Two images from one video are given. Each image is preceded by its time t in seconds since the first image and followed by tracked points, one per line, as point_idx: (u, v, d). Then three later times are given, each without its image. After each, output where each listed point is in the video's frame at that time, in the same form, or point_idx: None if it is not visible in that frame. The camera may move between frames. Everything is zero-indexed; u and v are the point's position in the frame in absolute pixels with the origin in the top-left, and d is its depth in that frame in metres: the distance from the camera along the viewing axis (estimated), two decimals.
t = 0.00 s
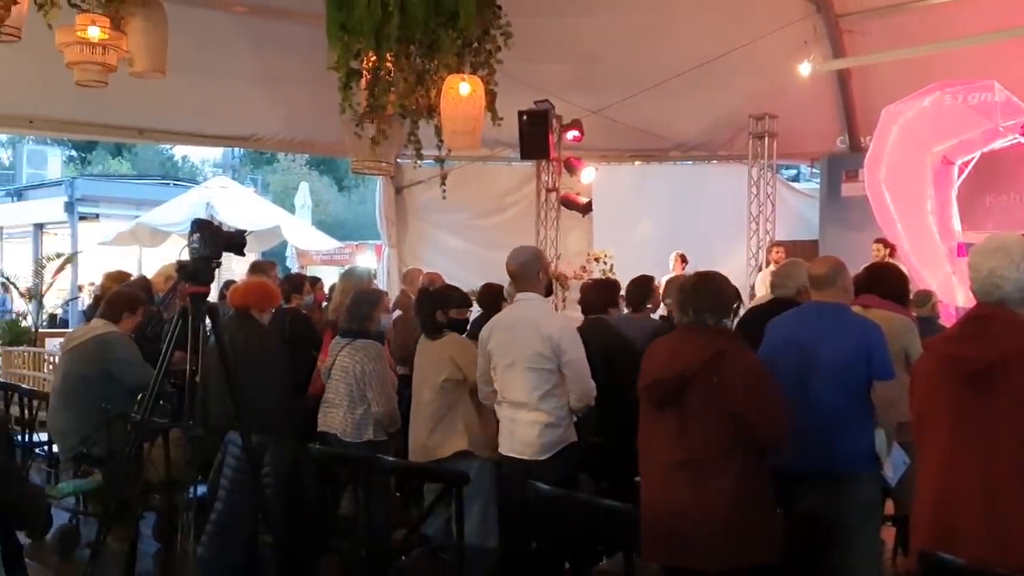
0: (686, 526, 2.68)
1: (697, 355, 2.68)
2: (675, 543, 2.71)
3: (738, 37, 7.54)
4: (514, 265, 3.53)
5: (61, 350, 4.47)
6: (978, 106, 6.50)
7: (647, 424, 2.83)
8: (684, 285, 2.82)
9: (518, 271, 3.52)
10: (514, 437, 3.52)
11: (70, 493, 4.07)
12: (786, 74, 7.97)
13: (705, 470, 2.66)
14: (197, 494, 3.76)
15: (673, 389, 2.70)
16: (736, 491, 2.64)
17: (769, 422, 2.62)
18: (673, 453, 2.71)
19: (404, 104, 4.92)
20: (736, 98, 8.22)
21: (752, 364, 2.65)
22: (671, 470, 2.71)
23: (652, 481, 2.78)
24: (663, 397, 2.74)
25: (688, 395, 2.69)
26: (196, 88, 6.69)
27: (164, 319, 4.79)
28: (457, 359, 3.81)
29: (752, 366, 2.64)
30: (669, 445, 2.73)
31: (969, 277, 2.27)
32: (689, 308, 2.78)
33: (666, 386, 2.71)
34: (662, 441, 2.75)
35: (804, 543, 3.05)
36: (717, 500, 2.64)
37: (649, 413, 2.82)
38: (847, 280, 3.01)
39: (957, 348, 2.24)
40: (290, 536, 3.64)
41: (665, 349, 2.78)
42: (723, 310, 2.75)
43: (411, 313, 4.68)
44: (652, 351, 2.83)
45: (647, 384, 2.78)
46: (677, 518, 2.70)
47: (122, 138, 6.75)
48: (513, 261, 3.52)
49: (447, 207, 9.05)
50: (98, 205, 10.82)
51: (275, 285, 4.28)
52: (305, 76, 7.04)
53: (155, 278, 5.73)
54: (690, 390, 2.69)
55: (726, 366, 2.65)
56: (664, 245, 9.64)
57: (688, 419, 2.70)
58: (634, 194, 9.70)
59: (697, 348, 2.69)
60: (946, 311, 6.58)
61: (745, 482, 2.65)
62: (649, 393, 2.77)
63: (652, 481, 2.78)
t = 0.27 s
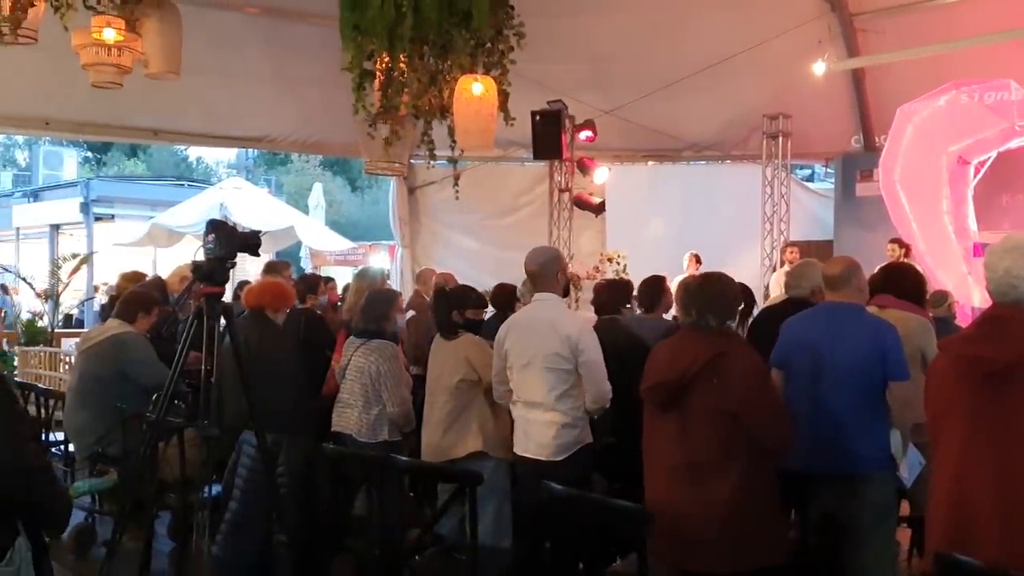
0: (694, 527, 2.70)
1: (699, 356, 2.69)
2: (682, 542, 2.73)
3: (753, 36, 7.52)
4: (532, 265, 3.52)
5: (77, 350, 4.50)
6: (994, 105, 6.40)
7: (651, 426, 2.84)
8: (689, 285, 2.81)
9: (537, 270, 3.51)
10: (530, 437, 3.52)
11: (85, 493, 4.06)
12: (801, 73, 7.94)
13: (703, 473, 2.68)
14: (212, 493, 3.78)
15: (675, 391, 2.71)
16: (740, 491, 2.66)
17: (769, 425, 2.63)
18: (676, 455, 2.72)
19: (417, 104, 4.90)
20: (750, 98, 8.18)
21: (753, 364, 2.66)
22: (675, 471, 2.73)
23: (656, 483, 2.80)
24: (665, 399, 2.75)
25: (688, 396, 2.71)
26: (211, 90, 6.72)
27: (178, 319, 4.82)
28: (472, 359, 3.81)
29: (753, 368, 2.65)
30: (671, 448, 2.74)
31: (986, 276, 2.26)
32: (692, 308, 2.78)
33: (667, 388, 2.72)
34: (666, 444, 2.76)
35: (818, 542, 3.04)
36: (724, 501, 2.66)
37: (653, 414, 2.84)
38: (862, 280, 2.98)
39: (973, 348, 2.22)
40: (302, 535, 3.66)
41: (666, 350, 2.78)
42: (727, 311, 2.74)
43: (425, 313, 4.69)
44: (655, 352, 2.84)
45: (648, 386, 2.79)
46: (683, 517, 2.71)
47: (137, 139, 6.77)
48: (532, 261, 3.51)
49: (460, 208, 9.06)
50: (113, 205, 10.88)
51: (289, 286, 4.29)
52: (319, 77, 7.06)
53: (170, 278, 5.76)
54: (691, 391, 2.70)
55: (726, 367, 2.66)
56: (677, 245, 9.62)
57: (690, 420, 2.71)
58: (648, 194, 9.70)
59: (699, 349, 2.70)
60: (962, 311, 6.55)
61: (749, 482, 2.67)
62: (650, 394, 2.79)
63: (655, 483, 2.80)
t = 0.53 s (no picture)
0: (708, 529, 2.68)
1: (710, 358, 2.68)
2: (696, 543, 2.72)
3: (765, 35, 7.50)
4: (546, 263, 3.52)
5: (92, 349, 4.53)
6: (1008, 104, 6.32)
7: (663, 429, 2.84)
8: (699, 287, 2.79)
9: (551, 269, 3.51)
10: (541, 436, 3.52)
11: (101, 489, 4.02)
12: (814, 73, 7.91)
13: (715, 477, 2.67)
14: (224, 493, 3.80)
15: (685, 395, 2.71)
16: (753, 494, 2.64)
17: (779, 427, 2.62)
18: (687, 458, 2.71)
19: (430, 105, 4.91)
20: (763, 97, 8.16)
21: (763, 365, 2.65)
22: (687, 475, 2.72)
23: (669, 484, 2.79)
24: (676, 403, 2.74)
25: (700, 400, 2.70)
26: (224, 91, 6.75)
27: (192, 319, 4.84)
28: (484, 359, 3.81)
29: (764, 370, 2.64)
30: (684, 452, 2.73)
31: (1001, 274, 2.22)
32: (703, 310, 2.76)
33: (678, 391, 2.71)
34: (678, 448, 2.75)
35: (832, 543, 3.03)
36: (737, 503, 2.64)
37: (664, 417, 2.83)
38: (876, 280, 2.97)
39: (987, 348, 2.22)
40: (315, 535, 3.68)
41: (677, 353, 2.77)
42: (736, 312, 2.73)
43: (437, 312, 4.69)
44: (665, 356, 2.83)
45: (659, 390, 2.78)
46: (696, 520, 2.70)
47: (152, 140, 6.81)
48: (546, 260, 3.50)
49: (472, 208, 9.07)
50: (127, 206, 10.93)
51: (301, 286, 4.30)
52: (332, 77, 7.08)
53: (184, 279, 5.78)
54: (702, 394, 2.69)
55: (737, 369, 2.65)
56: (690, 245, 9.60)
57: (701, 424, 2.70)
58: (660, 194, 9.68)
59: (710, 352, 2.69)
60: (976, 311, 6.52)
61: (762, 483, 2.65)
62: (661, 398, 2.78)
63: (668, 486, 2.79)
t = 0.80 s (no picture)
0: (726, 532, 2.66)
1: (728, 362, 2.66)
2: (714, 545, 2.68)
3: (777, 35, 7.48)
4: (557, 263, 3.51)
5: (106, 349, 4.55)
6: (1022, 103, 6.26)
7: (680, 433, 2.82)
8: (718, 287, 2.78)
9: (562, 269, 3.51)
10: (550, 435, 3.53)
11: (116, 489, 4.05)
12: (827, 72, 7.88)
13: (737, 477, 2.65)
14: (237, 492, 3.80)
15: (704, 400, 2.69)
16: (772, 497, 2.62)
17: (797, 430, 2.61)
18: (705, 462, 2.69)
19: (441, 105, 4.94)
20: (775, 97, 8.14)
21: (781, 367, 2.64)
22: (705, 479, 2.70)
23: (684, 484, 2.78)
24: (694, 407, 2.72)
25: (718, 404, 2.68)
26: (236, 91, 6.77)
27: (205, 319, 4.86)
28: (496, 359, 3.82)
29: (782, 373, 2.62)
30: (700, 456, 2.72)
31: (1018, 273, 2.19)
32: (721, 311, 2.74)
33: (697, 395, 2.70)
34: (696, 452, 2.73)
35: (846, 543, 3.03)
36: (755, 504, 2.62)
37: (681, 421, 2.81)
38: (890, 280, 2.96)
39: (1002, 347, 2.22)
40: (329, 535, 3.67)
41: (695, 356, 2.76)
42: (756, 313, 2.70)
43: (449, 312, 4.70)
44: (682, 359, 2.82)
45: (677, 395, 2.76)
46: (712, 523, 2.67)
47: (165, 140, 6.84)
48: (557, 259, 3.50)
49: (483, 208, 9.07)
50: (139, 206, 10.99)
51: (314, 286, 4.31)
52: (344, 78, 7.10)
53: (196, 279, 5.80)
54: (721, 399, 2.67)
55: (756, 373, 2.63)
56: (701, 245, 9.58)
57: (720, 428, 2.68)
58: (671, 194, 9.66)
59: (728, 356, 2.67)
60: (991, 312, 6.49)
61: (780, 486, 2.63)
62: (679, 402, 2.76)
63: (686, 489, 2.77)
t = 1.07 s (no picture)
0: (743, 533, 2.64)
1: (748, 361, 2.65)
2: (729, 547, 2.66)
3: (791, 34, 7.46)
4: (569, 262, 3.51)
5: (120, 349, 4.58)
6: None
7: (697, 432, 2.81)
8: (739, 286, 2.76)
9: (574, 269, 3.50)
10: (561, 436, 3.52)
11: (130, 488, 4.07)
12: (840, 72, 7.85)
13: (759, 477, 2.62)
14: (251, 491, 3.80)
15: (721, 399, 2.68)
16: (790, 500, 2.59)
17: (814, 432, 2.58)
18: (721, 462, 2.68)
19: (453, 105, 4.95)
20: (788, 96, 8.11)
21: (801, 368, 2.63)
22: (722, 479, 2.68)
23: (698, 484, 2.78)
24: (711, 407, 2.71)
25: (735, 403, 2.66)
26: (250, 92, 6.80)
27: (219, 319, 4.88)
28: (510, 359, 3.82)
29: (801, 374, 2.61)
30: (717, 455, 2.70)
31: None
32: (743, 309, 2.73)
33: (714, 394, 2.68)
34: (713, 452, 2.72)
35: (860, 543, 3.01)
36: (773, 505, 2.59)
37: (699, 421, 2.80)
38: (904, 280, 2.95)
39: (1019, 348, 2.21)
40: (342, 536, 3.66)
41: (715, 354, 2.75)
42: (778, 313, 2.69)
43: (462, 312, 4.70)
44: (701, 358, 2.80)
45: (694, 394, 2.76)
46: (727, 525, 2.65)
47: (178, 140, 6.87)
48: (569, 258, 3.50)
49: (495, 208, 9.08)
50: (153, 207, 11.04)
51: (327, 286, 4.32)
52: (356, 78, 7.12)
53: (210, 279, 5.83)
54: (738, 398, 2.65)
55: (775, 373, 2.62)
56: (714, 245, 9.56)
57: (737, 427, 2.66)
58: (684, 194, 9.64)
59: (747, 355, 2.66)
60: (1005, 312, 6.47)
61: (798, 487, 2.61)
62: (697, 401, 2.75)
63: (703, 491, 2.74)
